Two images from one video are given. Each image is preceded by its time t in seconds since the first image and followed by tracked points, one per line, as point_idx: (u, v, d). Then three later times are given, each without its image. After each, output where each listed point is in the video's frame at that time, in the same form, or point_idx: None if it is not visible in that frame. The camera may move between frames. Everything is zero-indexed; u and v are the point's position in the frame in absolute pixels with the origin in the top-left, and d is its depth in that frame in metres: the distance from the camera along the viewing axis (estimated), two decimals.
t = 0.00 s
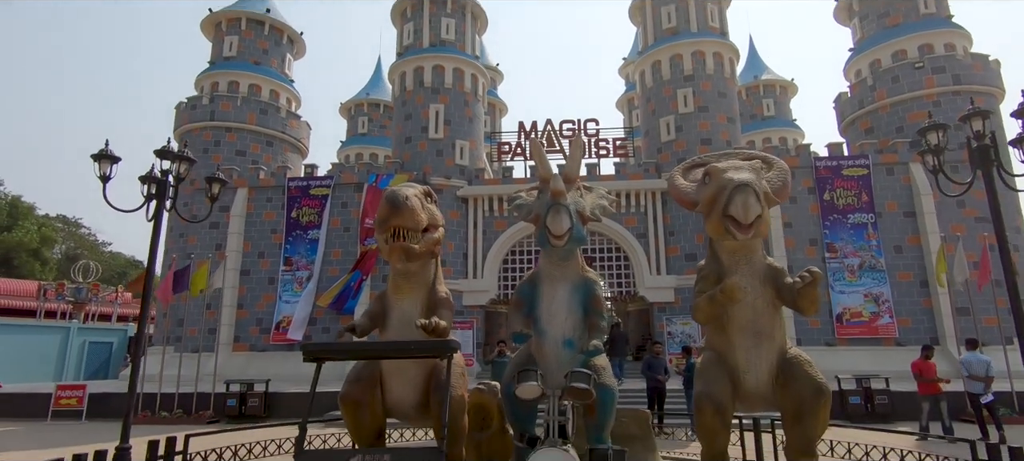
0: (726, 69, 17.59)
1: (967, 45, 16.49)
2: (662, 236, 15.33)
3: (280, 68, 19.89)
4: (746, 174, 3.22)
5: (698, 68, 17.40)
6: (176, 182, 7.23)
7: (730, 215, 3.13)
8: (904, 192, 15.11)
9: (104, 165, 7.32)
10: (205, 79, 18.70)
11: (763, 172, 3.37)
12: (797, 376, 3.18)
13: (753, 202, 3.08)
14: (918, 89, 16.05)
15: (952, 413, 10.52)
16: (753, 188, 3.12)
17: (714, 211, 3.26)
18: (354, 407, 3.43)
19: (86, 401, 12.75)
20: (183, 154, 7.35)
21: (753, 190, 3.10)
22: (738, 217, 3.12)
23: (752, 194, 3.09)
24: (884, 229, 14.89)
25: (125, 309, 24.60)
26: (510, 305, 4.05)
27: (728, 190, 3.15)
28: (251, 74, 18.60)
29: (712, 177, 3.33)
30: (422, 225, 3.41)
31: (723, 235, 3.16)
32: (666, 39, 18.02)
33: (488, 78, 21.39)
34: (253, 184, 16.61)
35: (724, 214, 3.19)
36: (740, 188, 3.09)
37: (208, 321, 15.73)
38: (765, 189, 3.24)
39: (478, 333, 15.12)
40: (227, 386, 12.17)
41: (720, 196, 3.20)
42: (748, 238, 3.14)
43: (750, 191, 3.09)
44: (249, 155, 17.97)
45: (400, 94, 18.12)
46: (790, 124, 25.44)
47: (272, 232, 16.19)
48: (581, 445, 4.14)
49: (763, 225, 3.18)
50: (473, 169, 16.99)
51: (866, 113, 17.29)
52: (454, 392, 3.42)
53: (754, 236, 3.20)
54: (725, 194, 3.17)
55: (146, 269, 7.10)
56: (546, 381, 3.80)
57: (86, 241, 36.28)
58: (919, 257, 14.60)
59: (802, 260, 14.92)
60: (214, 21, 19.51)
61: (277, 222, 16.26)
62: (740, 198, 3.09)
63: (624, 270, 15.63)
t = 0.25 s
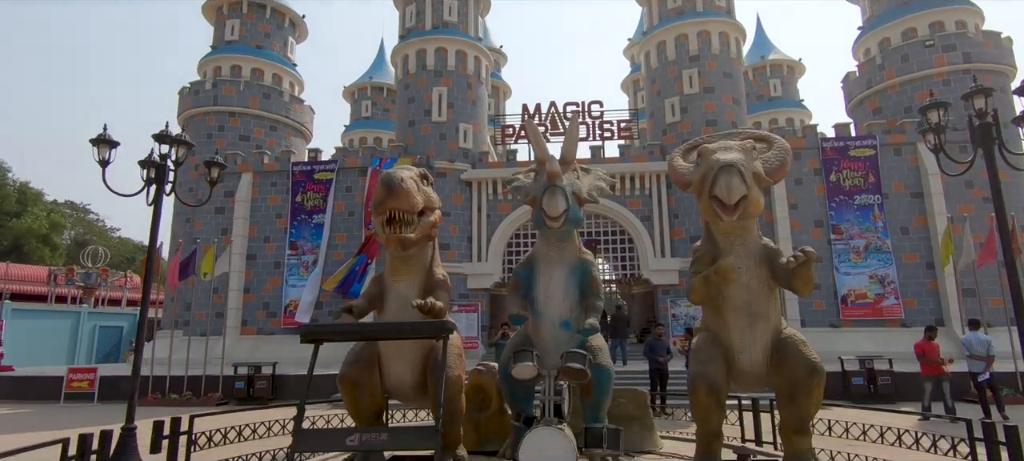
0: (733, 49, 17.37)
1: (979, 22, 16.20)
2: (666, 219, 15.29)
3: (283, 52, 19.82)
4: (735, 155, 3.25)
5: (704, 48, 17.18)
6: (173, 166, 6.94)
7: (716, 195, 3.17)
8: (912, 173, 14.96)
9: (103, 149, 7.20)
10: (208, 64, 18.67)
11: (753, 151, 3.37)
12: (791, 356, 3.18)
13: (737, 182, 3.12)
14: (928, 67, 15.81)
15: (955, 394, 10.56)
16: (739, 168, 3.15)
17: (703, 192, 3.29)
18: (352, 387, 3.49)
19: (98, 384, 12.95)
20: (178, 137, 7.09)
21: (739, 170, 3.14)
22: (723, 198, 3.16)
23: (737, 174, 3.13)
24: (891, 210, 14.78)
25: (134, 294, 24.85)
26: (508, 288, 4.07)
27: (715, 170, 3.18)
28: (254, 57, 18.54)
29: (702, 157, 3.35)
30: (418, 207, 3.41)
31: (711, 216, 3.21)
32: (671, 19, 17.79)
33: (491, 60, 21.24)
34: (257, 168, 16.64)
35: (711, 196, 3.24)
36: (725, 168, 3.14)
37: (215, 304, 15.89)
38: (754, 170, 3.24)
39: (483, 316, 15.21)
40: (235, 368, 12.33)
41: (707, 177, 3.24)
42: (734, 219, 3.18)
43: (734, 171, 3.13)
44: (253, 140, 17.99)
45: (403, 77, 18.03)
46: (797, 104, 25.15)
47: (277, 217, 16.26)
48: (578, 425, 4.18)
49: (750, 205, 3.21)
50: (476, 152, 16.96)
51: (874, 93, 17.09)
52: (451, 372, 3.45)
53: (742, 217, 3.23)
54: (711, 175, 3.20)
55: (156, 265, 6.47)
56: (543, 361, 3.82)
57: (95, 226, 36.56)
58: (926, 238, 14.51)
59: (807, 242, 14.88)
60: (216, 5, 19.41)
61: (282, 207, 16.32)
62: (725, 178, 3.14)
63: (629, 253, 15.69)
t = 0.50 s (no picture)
0: (748, 25, 17.04)
1: None
2: (678, 199, 15.18)
3: (293, 35, 19.81)
4: (745, 131, 3.19)
5: (718, 25, 16.86)
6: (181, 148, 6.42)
7: (729, 173, 3.12)
8: (931, 151, 14.67)
9: (110, 132, 6.98)
10: (219, 47, 18.73)
11: (762, 128, 3.34)
12: (793, 335, 3.20)
13: (752, 158, 3.07)
14: (950, 41, 15.38)
15: (969, 374, 10.48)
16: (752, 144, 3.10)
17: (712, 170, 3.24)
18: (357, 365, 3.54)
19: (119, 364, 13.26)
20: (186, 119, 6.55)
21: (752, 147, 3.08)
22: (736, 175, 3.10)
23: (751, 150, 3.07)
24: (909, 189, 14.54)
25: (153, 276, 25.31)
26: (511, 268, 4.07)
27: (728, 146, 3.12)
28: (264, 40, 18.56)
29: (710, 134, 3.29)
30: (419, 187, 3.43)
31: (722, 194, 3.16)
32: None
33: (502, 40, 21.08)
34: (270, 151, 16.75)
35: (723, 172, 3.18)
36: (739, 145, 3.08)
37: (231, 286, 16.14)
38: (764, 145, 3.20)
39: (494, 297, 15.31)
40: (251, 349, 12.55)
41: (719, 153, 3.18)
42: (748, 196, 3.12)
43: (748, 148, 3.07)
44: (265, 123, 18.10)
45: (413, 59, 17.96)
46: (814, 81, 24.69)
47: (290, 199, 16.40)
48: (581, 403, 4.23)
49: (761, 182, 3.18)
50: (487, 133, 16.92)
51: (894, 68, 16.73)
52: (454, 351, 3.49)
53: (754, 194, 3.18)
54: (724, 151, 3.14)
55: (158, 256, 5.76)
56: (546, 340, 3.85)
57: (114, 210, 37.15)
58: (945, 218, 14.28)
59: (821, 221, 14.72)
60: None
61: (295, 190, 16.44)
62: (739, 155, 3.08)
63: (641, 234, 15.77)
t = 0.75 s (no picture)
0: (757, 11, 16.83)
1: None
2: (687, 188, 15.10)
3: (300, 27, 19.86)
4: (757, 119, 3.17)
5: (727, 12, 16.67)
6: (187, 139, 6.27)
7: (745, 160, 3.08)
8: (945, 137, 14.46)
9: (119, 127, 7.06)
10: (227, 41, 18.83)
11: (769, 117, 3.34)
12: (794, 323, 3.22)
13: (769, 146, 3.05)
14: (965, 25, 15.09)
15: (981, 363, 10.41)
16: (768, 132, 3.08)
17: (723, 157, 3.19)
18: (360, 354, 3.61)
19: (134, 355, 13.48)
20: (195, 114, 6.47)
21: (768, 134, 3.06)
22: (753, 163, 3.08)
23: (768, 137, 3.05)
24: (921, 176, 14.38)
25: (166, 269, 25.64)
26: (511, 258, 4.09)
27: (744, 134, 3.08)
28: (271, 34, 18.63)
29: (717, 123, 3.24)
30: (407, 180, 3.45)
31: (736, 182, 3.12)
32: None
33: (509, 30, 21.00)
34: (279, 144, 16.86)
35: (736, 160, 3.14)
36: (757, 132, 3.04)
37: (242, 278, 16.32)
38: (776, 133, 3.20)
39: (502, 288, 15.37)
40: (263, 340, 12.71)
41: (732, 141, 3.13)
42: (763, 183, 3.12)
43: (765, 136, 3.05)
44: (274, 116, 18.20)
45: (420, 50, 17.95)
46: (825, 68, 24.37)
47: (299, 192, 16.52)
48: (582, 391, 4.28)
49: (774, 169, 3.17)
50: (494, 124, 16.92)
51: (907, 54, 16.51)
52: (455, 341, 3.54)
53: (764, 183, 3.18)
54: (738, 139, 3.10)
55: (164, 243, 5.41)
56: (546, 330, 3.89)
57: (127, 205, 37.60)
58: (958, 205, 14.11)
59: (832, 210, 14.62)
60: None
61: (304, 183, 16.56)
62: (757, 142, 3.04)
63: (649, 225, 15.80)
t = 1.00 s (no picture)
0: (765, 6, 16.70)
1: None
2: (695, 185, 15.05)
3: (308, 27, 19.99)
4: (762, 114, 3.18)
5: (734, 6, 16.54)
6: (194, 139, 6.34)
7: (753, 154, 3.08)
8: (957, 131, 14.30)
9: (127, 129, 7.12)
10: (236, 41, 18.99)
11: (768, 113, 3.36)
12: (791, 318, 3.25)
13: (777, 140, 3.06)
14: (978, 17, 14.88)
15: (992, 358, 10.33)
16: (774, 128, 3.09)
17: (727, 153, 3.18)
18: (362, 351, 3.66)
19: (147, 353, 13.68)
20: (201, 115, 6.54)
21: (775, 129, 3.07)
22: (761, 157, 3.08)
23: (775, 132, 3.06)
24: (933, 171, 14.24)
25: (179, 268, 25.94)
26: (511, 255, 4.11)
27: (750, 129, 3.08)
28: (280, 34, 18.76)
29: (718, 119, 3.23)
30: (402, 178, 3.51)
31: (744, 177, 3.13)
32: None
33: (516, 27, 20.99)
34: (288, 144, 17.00)
35: (742, 155, 3.14)
36: (765, 126, 3.05)
37: (253, 277, 16.49)
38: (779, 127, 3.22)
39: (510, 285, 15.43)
40: (273, 337, 12.85)
41: (737, 136, 3.12)
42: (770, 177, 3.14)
43: (773, 130, 3.06)
44: (282, 116, 18.35)
45: (427, 48, 18.00)
46: (835, 61, 24.15)
47: (309, 191, 16.67)
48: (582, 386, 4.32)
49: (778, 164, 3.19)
50: (501, 121, 16.97)
51: (918, 47, 16.35)
52: (456, 336, 3.59)
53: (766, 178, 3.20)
54: (745, 134, 3.09)
55: (173, 240, 5.43)
56: (545, 326, 3.92)
57: (141, 205, 38.05)
58: (971, 199, 13.96)
59: (841, 205, 14.53)
60: None
61: (312, 181, 16.69)
62: (765, 137, 3.05)
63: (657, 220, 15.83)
